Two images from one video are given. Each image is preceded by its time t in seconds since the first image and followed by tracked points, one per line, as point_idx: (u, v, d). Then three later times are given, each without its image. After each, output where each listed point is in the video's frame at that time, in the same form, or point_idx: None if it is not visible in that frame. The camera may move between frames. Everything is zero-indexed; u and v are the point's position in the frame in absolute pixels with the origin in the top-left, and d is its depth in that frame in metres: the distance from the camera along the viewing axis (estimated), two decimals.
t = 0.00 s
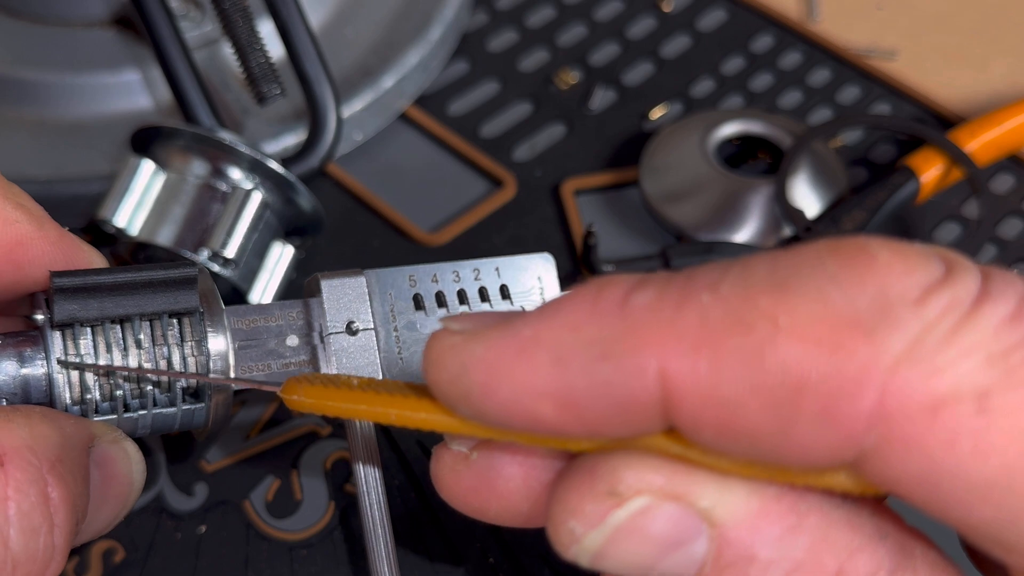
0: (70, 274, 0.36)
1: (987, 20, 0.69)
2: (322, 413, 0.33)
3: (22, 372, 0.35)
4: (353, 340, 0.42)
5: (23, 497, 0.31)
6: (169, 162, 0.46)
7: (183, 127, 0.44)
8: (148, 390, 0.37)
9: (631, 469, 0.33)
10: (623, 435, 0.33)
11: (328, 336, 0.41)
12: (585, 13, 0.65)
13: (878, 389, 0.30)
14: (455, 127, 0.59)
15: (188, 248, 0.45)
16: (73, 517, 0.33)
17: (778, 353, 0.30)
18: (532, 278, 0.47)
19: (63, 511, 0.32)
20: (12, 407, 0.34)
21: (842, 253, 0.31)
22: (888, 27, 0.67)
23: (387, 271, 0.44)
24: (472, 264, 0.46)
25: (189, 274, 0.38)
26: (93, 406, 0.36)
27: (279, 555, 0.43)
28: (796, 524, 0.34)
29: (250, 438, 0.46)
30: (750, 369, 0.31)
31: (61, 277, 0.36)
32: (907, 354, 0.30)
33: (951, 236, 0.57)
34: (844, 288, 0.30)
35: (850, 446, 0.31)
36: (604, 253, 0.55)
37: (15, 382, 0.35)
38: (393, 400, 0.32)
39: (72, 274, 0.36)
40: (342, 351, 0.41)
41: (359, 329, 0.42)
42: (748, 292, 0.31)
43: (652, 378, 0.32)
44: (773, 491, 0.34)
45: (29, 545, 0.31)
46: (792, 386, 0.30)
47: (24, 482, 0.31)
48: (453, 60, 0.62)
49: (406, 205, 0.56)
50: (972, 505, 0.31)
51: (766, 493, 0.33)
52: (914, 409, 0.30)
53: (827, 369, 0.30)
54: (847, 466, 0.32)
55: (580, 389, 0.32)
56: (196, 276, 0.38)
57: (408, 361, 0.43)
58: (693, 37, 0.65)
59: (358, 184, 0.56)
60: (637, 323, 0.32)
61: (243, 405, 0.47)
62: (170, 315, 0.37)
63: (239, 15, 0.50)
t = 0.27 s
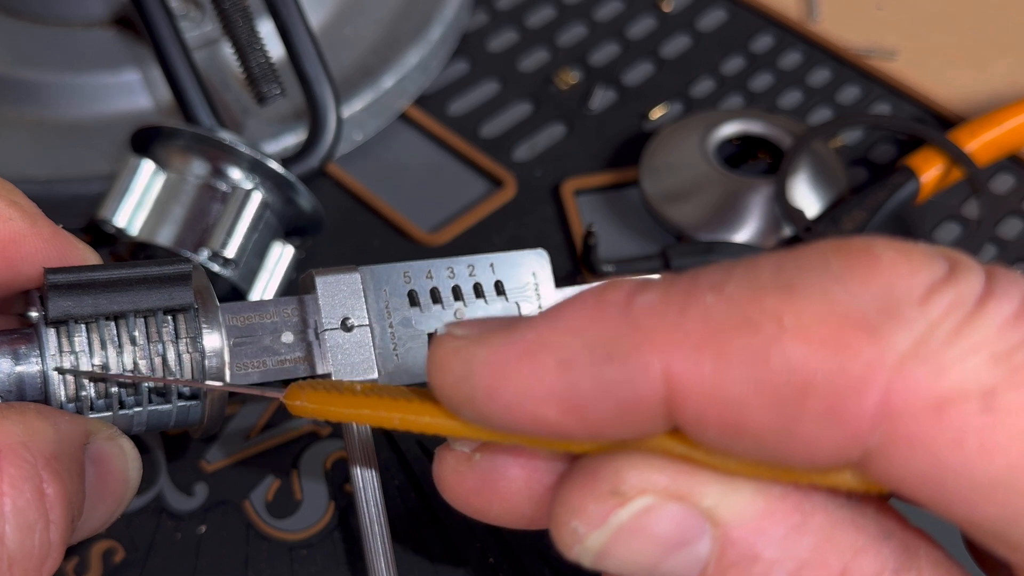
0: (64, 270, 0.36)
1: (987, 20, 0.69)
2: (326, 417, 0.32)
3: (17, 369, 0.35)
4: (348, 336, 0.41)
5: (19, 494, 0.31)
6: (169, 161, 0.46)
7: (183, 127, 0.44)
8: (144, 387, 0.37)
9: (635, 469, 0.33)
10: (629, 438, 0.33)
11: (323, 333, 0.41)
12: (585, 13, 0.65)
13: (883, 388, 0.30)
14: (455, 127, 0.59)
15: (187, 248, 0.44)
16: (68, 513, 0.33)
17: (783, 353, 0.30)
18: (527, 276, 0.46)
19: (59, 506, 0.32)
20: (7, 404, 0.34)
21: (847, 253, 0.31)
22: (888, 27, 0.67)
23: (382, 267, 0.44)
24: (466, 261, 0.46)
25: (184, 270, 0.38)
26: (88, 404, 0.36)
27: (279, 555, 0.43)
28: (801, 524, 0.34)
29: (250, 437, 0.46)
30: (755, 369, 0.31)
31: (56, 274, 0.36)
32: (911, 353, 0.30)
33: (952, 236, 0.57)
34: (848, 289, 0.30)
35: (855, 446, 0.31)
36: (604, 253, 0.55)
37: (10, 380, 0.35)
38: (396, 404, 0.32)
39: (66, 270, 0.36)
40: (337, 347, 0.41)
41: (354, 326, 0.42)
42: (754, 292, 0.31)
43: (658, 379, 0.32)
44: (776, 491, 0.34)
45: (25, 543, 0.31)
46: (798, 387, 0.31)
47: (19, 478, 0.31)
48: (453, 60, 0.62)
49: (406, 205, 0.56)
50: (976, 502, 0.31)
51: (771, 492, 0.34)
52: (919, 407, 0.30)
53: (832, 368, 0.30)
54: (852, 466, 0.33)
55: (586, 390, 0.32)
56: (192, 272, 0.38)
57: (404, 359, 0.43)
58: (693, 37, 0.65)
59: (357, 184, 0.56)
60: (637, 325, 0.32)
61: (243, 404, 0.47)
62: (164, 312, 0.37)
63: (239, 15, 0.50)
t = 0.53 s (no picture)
0: (62, 266, 0.36)
1: (987, 20, 0.69)
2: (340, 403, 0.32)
3: (14, 367, 0.35)
4: (345, 335, 0.42)
5: (16, 489, 0.31)
6: (169, 161, 0.46)
7: (183, 127, 0.44)
8: (141, 384, 0.37)
9: (647, 458, 0.33)
10: (644, 430, 0.34)
11: (320, 331, 0.41)
12: (585, 13, 0.65)
13: (901, 380, 0.30)
14: (455, 127, 0.59)
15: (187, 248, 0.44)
16: (66, 509, 0.33)
17: (801, 344, 0.30)
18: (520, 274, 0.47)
19: (56, 502, 0.32)
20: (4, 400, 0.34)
21: (868, 245, 0.31)
22: (888, 27, 0.67)
23: (377, 266, 0.44)
24: (459, 260, 0.46)
25: (183, 268, 0.38)
26: (85, 401, 0.36)
27: (280, 555, 0.43)
28: (810, 518, 0.33)
29: (250, 437, 0.46)
30: (773, 360, 0.31)
31: (54, 270, 0.36)
32: (931, 344, 0.30)
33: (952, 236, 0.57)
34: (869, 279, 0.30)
35: (872, 439, 0.31)
36: (604, 253, 0.55)
37: (6, 377, 0.35)
38: (408, 391, 0.32)
39: (64, 266, 0.36)
40: (334, 346, 0.41)
41: (350, 324, 0.42)
42: (771, 282, 0.31)
43: (674, 368, 0.32)
44: (788, 484, 0.33)
45: (22, 538, 0.31)
46: (815, 378, 0.31)
47: (16, 473, 0.31)
48: (453, 60, 0.62)
49: (406, 205, 0.56)
50: (993, 496, 0.31)
51: (783, 485, 0.33)
52: (939, 399, 0.30)
53: (850, 359, 0.30)
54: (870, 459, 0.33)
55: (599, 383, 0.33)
56: (190, 270, 0.38)
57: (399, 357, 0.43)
58: (693, 37, 0.65)
59: (357, 184, 0.56)
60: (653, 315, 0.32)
61: (243, 404, 0.47)
62: (163, 309, 0.37)
63: (239, 15, 0.50)
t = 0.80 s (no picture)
0: (62, 271, 0.36)
1: (988, 20, 0.69)
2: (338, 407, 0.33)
3: (12, 370, 0.35)
4: (342, 338, 0.42)
5: (13, 491, 0.31)
6: (169, 162, 0.46)
7: (183, 127, 0.44)
8: (139, 388, 0.37)
9: (642, 457, 0.33)
10: (640, 432, 0.34)
11: (317, 335, 0.41)
12: (585, 13, 0.65)
13: (891, 381, 0.30)
14: (455, 127, 0.59)
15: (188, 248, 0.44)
16: (63, 511, 0.33)
17: (793, 346, 0.30)
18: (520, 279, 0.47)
19: (54, 504, 0.32)
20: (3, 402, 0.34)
21: (857, 248, 0.31)
22: (888, 27, 0.67)
23: (376, 270, 0.44)
24: (459, 264, 0.46)
25: (180, 272, 0.38)
26: (83, 404, 0.36)
27: (280, 554, 0.43)
28: (804, 519, 0.33)
29: (250, 437, 0.46)
30: (764, 362, 0.31)
31: (53, 274, 0.36)
32: (921, 345, 0.30)
33: (952, 236, 0.57)
34: (860, 281, 0.30)
35: (865, 439, 0.31)
36: (604, 253, 0.55)
37: (5, 380, 0.35)
38: (406, 395, 0.33)
39: (63, 271, 0.36)
40: (331, 349, 0.41)
41: (348, 328, 0.42)
42: (765, 287, 0.31)
43: (668, 371, 0.32)
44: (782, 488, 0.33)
45: (19, 540, 0.31)
46: (807, 379, 0.31)
47: (13, 475, 0.31)
48: (453, 60, 0.62)
49: (406, 205, 0.56)
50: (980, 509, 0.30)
51: (777, 486, 0.33)
52: (930, 398, 0.30)
53: (841, 361, 0.30)
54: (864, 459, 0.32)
55: (594, 384, 0.33)
56: (188, 274, 0.38)
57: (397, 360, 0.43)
58: (693, 37, 0.65)
59: (358, 184, 0.56)
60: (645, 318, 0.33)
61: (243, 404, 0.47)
62: (161, 313, 0.37)
63: (239, 15, 0.50)
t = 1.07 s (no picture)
0: (56, 267, 0.36)
1: (987, 20, 0.69)
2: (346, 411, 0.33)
3: (8, 367, 0.35)
4: (339, 335, 0.42)
5: (8, 487, 0.31)
6: (169, 161, 0.46)
7: (183, 127, 0.44)
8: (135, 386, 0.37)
9: (659, 455, 0.32)
10: (656, 430, 0.33)
11: (314, 332, 0.41)
12: (585, 13, 0.65)
13: (921, 375, 0.30)
14: (455, 127, 0.59)
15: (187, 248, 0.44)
16: (58, 507, 0.33)
17: (820, 341, 0.30)
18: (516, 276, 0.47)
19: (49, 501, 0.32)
20: None
21: (882, 241, 0.31)
22: (888, 27, 0.67)
23: (371, 267, 0.44)
24: (456, 262, 0.46)
25: (176, 268, 0.38)
26: (78, 401, 0.36)
27: (279, 555, 0.43)
28: (823, 521, 0.32)
29: (250, 437, 0.46)
30: (792, 357, 0.31)
31: (48, 270, 0.36)
32: (952, 337, 0.30)
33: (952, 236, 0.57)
34: (887, 276, 0.30)
35: (893, 435, 0.31)
36: (604, 253, 0.55)
37: None
38: (416, 396, 0.32)
39: (58, 267, 0.36)
40: (327, 346, 0.41)
41: (344, 325, 0.42)
42: (788, 280, 0.31)
43: (689, 370, 0.32)
44: (802, 484, 0.32)
45: (15, 536, 0.31)
46: (835, 374, 0.31)
47: (8, 471, 0.31)
48: (453, 60, 0.62)
49: (406, 206, 0.56)
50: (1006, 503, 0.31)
51: (796, 485, 0.32)
52: (961, 393, 0.31)
53: (870, 355, 0.30)
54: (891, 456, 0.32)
55: (612, 381, 0.33)
56: (184, 271, 0.38)
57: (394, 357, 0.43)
58: (693, 37, 0.65)
59: (358, 184, 0.56)
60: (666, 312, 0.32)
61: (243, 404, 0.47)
62: (156, 310, 0.37)
63: (239, 15, 0.50)
